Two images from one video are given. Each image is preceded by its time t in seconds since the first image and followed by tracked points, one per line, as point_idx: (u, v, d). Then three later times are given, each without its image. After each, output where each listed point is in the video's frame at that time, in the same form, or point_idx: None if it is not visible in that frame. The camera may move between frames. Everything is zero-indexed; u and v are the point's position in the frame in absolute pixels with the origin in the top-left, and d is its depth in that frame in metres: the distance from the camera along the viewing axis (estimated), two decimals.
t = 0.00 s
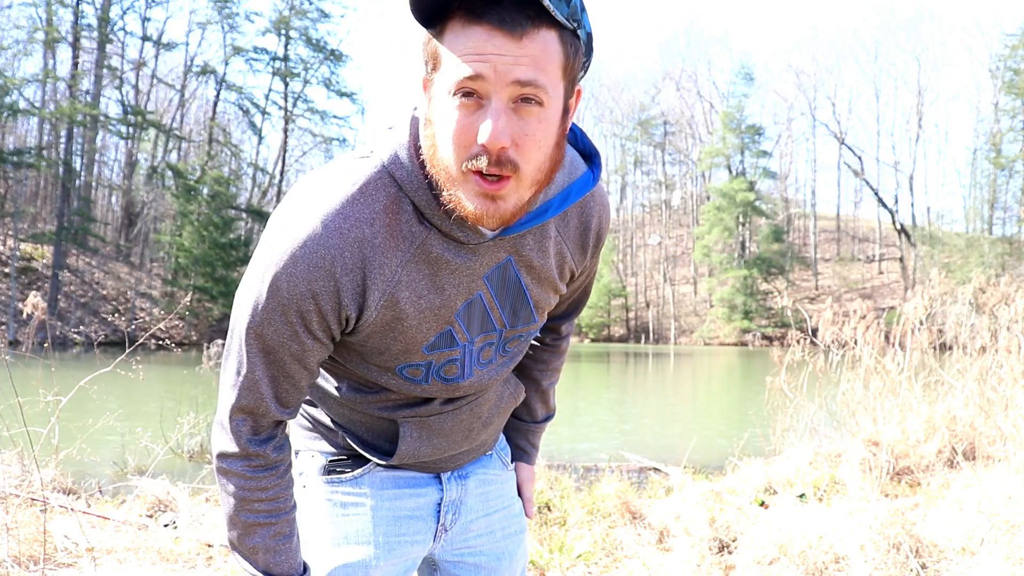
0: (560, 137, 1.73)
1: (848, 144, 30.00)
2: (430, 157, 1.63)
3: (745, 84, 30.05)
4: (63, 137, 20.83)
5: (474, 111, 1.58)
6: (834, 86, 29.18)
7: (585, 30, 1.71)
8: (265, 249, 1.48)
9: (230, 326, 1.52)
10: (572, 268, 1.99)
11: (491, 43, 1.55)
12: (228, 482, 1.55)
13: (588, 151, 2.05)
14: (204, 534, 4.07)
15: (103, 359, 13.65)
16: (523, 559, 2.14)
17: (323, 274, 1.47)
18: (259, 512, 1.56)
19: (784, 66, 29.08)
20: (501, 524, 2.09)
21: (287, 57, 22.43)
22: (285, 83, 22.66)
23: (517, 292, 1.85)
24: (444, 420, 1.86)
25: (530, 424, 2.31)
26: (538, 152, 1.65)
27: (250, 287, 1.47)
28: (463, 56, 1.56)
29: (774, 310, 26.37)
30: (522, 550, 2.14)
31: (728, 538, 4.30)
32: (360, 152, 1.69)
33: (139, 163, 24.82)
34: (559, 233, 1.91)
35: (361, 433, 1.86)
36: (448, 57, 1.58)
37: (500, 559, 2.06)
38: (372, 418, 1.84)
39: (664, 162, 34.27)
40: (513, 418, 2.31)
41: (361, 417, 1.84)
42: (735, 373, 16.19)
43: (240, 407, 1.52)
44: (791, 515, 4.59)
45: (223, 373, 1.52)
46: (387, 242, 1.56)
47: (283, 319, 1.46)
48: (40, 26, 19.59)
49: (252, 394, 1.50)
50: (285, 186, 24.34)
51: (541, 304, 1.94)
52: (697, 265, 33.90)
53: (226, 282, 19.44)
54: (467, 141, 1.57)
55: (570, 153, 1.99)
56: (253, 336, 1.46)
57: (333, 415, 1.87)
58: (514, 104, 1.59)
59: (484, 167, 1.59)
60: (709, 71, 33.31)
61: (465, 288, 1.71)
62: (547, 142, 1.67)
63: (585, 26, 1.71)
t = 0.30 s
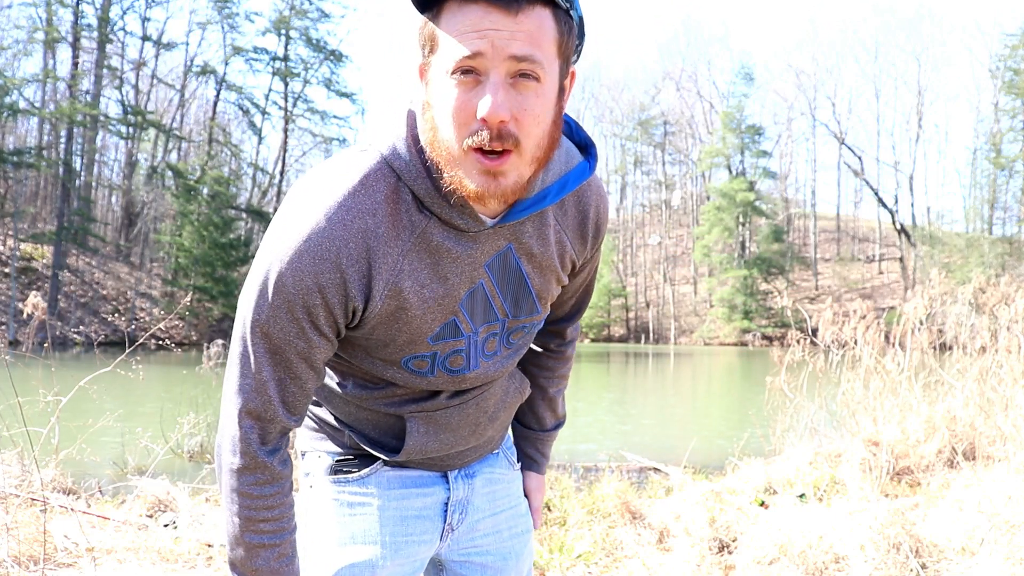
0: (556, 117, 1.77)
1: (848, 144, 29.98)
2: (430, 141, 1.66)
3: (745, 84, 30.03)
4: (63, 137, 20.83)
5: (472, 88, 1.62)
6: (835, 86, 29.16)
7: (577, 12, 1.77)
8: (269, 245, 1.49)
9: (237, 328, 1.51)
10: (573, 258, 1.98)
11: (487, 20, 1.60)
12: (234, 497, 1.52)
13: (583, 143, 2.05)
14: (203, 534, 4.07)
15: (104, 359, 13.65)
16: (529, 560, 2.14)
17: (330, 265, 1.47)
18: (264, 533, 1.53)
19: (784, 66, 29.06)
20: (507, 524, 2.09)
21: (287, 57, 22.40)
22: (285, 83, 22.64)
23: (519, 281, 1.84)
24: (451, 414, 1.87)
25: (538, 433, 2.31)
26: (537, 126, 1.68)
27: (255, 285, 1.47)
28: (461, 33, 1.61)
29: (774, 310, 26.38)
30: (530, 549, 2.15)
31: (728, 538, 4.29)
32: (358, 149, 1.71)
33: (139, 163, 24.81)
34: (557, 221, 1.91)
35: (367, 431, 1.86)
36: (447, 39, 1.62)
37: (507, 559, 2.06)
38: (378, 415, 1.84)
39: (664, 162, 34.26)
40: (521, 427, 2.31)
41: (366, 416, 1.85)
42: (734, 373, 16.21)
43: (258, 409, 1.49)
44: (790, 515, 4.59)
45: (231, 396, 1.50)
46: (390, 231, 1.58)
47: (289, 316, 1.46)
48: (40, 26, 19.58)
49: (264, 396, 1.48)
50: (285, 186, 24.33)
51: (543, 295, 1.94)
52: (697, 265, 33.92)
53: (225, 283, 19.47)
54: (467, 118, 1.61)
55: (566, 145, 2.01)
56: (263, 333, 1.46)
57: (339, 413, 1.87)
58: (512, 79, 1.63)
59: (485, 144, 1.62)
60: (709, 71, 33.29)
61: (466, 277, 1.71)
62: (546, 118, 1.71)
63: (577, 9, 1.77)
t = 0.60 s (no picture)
0: (561, 118, 1.79)
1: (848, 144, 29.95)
2: (437, 145, 1.68)
3: (745, 84, 30.00)
4: (63, 137, 20.82)
5: (486, 99, 1.62)
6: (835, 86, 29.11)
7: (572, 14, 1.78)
8: (277, 233, 1.49)
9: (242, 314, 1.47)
10: (575, 259, 1.96)
11: (497, 30, 1.60)
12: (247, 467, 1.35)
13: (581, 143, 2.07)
14: (203, 534, 4.08)
15: (104, 359, 13.66)
16: (527, 559, 2.16)
17: (335, 250, 1.47)
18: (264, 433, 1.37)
19: (784, 66, 29.04)
20: (505, 522, 2.10)
21: (287, 56, 22.35)
22: (285, 83, 22.61)
23: (515, 280, 1.86)
24: (449, 413, 1.90)
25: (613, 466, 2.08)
26: (549, 130, 1.69)
27: (259, 272, 1.46)
28: (471, 46, 1.60)
29: (774, 310, 26.38)
30: (528, 548, 2.16)
31: (728, 538, 4.29)
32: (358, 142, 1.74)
33: (139, 163, 24.81)
34: (556, 223, 1.91)
35: (365, 429, 1.87)
36: (454, 51, 1.61)
37: (503, 558, 2.07)
38: (377, 413, 1.85)
39: (664, 162, 34.26)
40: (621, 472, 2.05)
41: (367, 414, 1.86)
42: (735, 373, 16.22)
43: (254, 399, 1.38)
44: (790, 515, 4.59)
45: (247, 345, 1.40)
46: (392, 220, 1.61)
47: (295, 303, 1.42)
48: (40, 26, 19.58)
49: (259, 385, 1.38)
50: (285, 186, 24.32)
51: (543, 294, 1.94)
52: (697, 265, 33.93)
53: (225, 283, 19.53)
54: (483, 129, 1.62)
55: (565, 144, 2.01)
56: (268, 321, 1.40)
57: (338, 411, 1.88)
58: (524, 87, 1.64)
59: (500, 153, 1.64)
60: (709, 71, 33.24)
61: (464, 270, 1.75)
62: (554, 121, 1.72)
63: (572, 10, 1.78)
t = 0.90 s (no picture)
0: (566, 114, 1.79)
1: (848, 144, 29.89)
2: (444, 137, 1.68)
3: (745, 84, 30.00)
4: (63, 137, 20.82)
5: (490, 84, 1.62)
6: (835, 86, 29.07)
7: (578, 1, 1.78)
8: (282, 227, 1.48)
9: (243, 307, 1.49)
10: (579, 262, 1.93)
11: (502, 16, 1.61)
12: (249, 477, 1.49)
13: (592, 151, 2.06)
14: (204, 535, 4.08)
15: (104, 359, 13.66)
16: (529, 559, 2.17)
17: (341, 247, 1.48)
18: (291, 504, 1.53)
19: (784, 66, 29.03)
20: (505, 523, 2.12)
21: (287, 56, 22.37)
22: (285, 84, 22.62)
23: (522, 282, 1.84)
24: (451, 413, 1.89)
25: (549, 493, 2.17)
26: (554, 118, 1.70)
27: (265, 264, 1.46)
28: (474, 32, 1.61)
29: (774, 310, 26.39)
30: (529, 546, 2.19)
31: (728, 538, 4.29)
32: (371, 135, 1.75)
33: (139, 163, 24.83)
34: (562, 225, 1.89)
35: (365, 428, 1.87)
36: (458, 36, 1.63)
37: (504, 558, 2.09)
38: (378, 412, 1.85)
39: (664, 162, 34.25)
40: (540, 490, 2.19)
41: (369, 412, 1.86)
42: (734, 373, 16.23)
43: (271, 395, 1.47)
44: (790, 515, 4.59)
45: (230, 369, 1.48)
46: (400, 217, 1.60)
47: (300, 300, 1.44)
48: (40, 26, 19.59)
49: (272, 383, 1.46)
50: (285, 186, 24.33)
51: (549, 297, 1.91)
52: (697, 265, 33.95)
53: (225, 283, 19.55)
54: (487, 114, 1.62)
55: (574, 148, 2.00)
56: (274, 316, 1.44)
57: (339, 411, 1.88)
58: (529, 73, 1.64)
59: (506, 139, 1.63)
60: (710, 71, 33.18)
61: (470, 270, 1.73)
62: (559, 111, 1.72)
63: None
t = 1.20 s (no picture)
0: (586, 176, 1.86)
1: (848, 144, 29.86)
2: (457, 192, 1.80)
3: (745, 84, 29.98)
4: (63, 137, 20.80)
5: (506, 145, 1.71)
6: (835, 86, 29.03)
7: (612, 71, 1.85)
8: (295, 260, 1.65)
9: (264, 334, 1.70)
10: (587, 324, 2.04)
11: (525, 80, 1.69)
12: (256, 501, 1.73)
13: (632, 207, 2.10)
14: (204, 535, 4.08)
15: (103, 359, 13.66)
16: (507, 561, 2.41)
17: (351, 287, 1.63)
18: (286, 543, 1.75)
19: (784, 66, 29.03)
20: (481, 528, 2.39)
21: (287, 57, 22.37)
22: (285, 83, 22.62)
23: (515, 333, 1.98)
24: (425, 448, 2.14)
25: (528, 564, 2.34)
26: (568, 188, 1.78)
27: (279, 299, 1.64)
28: (497, 93, 1.70)
29: (774, 310, 26.36)
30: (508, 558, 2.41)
31: (728, 538, 4.29)
32: (393, 170, 1.91)
33: (139, 163, 24.82)
34: (581, 282, 1.99)
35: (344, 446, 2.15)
36: (481, 92, 1.72)
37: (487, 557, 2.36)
38: (361, 435, 2.11)
39: (664, 162, 34.22)
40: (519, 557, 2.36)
41: (357, 433, 2.12)
42: (735, 373, 16.22)
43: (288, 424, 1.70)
44: (790, 515, 4.59)
45: (259, 391, 1.70)
46: (407, 261, 1.74)
47: (313, 334, 1.63)
48: (40, 26, 19.61)
49: (290, 413, 1.69)
50: (285, 186, 24.31)
51: (545, 353, 2.05)
52: (697, 265, 33.94)
53: (225, 283, 19.51)
54: (497, 176, 1.72)
55: (608, 203, 2.07)
56: (290, 349, 1.64)
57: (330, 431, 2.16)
58: (545, 141, 1.72)
59: (513, 203, 1.72)
60: (710, 70, 33.12)
61: (469, 324, 1.89)
62: (576, 178, 1.80)
63: (612, 67, 1.85)
